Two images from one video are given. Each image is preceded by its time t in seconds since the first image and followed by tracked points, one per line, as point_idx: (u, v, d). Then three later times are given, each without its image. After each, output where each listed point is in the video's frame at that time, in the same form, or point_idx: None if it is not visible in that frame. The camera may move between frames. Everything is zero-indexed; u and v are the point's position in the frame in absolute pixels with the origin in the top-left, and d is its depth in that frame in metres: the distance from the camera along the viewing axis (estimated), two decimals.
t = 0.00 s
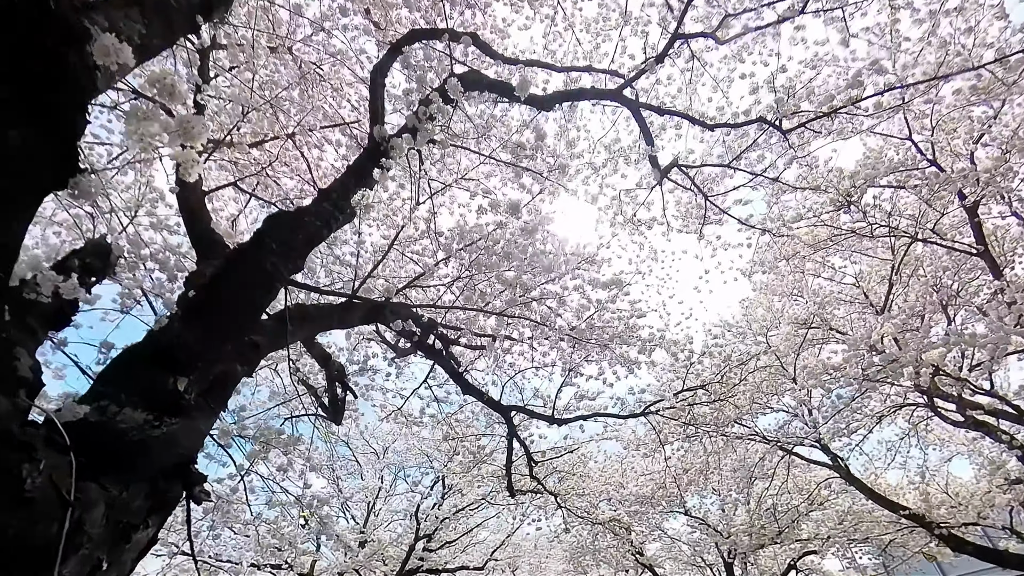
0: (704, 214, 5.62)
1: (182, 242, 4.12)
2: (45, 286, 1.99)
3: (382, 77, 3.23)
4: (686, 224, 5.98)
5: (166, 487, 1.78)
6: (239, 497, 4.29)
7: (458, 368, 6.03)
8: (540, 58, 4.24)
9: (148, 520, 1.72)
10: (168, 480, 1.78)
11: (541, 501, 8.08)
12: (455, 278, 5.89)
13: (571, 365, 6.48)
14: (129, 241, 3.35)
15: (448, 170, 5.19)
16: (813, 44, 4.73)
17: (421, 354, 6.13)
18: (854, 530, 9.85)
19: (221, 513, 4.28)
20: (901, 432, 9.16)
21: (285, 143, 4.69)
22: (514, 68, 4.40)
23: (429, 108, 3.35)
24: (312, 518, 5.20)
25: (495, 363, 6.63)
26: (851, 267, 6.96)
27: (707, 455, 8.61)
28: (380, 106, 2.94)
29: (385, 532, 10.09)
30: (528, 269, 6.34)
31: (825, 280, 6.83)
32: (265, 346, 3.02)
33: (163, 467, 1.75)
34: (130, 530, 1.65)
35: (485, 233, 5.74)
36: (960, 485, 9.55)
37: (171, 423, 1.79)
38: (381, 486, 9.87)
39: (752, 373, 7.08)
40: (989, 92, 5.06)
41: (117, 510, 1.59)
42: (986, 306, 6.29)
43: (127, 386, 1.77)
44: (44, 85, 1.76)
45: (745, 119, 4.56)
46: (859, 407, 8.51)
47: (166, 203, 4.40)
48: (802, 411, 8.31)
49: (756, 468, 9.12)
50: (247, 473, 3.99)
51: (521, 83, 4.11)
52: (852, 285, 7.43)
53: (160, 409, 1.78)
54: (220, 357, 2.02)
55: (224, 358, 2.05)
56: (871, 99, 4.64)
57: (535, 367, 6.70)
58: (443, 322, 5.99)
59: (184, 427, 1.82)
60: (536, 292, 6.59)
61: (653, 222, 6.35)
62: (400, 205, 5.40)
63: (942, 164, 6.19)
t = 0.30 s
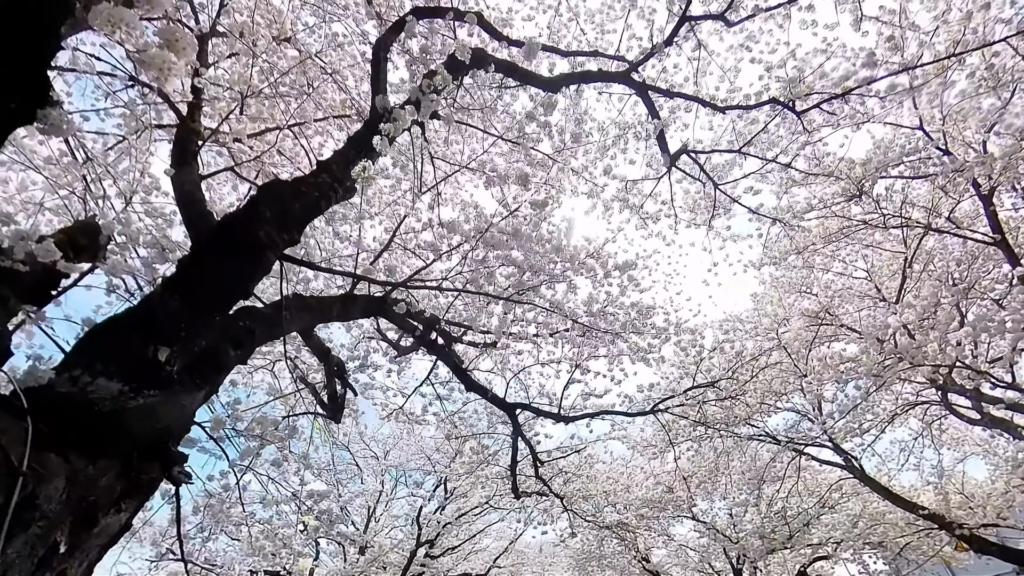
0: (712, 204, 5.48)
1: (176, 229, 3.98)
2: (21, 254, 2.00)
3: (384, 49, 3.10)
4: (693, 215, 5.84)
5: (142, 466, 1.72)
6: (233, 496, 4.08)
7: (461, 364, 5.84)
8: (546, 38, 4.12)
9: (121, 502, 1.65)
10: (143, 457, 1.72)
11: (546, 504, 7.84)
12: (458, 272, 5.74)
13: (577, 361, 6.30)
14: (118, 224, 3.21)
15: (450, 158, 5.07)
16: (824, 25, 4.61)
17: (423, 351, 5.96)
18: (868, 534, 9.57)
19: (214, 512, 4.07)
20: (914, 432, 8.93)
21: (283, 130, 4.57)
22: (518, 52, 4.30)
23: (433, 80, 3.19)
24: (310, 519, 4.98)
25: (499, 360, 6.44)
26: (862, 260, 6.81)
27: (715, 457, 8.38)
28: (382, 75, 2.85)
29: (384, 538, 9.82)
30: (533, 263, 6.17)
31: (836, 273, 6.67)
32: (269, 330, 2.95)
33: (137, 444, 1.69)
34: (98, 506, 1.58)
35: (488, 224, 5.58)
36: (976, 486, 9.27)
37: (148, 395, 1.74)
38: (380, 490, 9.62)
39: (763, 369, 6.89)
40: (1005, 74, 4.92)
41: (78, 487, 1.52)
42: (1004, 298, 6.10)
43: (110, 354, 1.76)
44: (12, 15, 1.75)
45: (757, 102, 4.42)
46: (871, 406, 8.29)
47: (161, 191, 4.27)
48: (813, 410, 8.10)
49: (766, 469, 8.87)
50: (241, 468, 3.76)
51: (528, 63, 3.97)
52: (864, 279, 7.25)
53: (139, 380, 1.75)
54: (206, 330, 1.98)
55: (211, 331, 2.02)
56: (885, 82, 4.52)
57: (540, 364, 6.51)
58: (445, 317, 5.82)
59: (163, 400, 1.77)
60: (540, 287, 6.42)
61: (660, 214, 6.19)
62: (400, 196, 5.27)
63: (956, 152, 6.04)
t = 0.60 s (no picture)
0: (723, 195, 5.33)
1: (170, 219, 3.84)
2: None
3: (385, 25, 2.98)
4: (703, 208, 5.69)
5: (104, 450, 1.58)
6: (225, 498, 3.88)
7: (463, 363, 5.65)
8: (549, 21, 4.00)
9: (79, 489, 1.52)
10: (106, 441, 1.58)
11: (552, 509, 7.59)
12: (460, 268, 5.59)
13: (584, 360, 6.10)
14: (106, 212, 3.08)
15: (453, 149, 4.93)
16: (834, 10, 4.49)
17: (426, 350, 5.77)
18: (883, 540, 9.28)
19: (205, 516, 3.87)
20: (929, 434, 8.69)
21: (282, 120, 4.44)
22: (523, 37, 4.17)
23: (437, 54, 2.99)
24: (306, 525, 4.76)
25: (503, 359, 6.25)
26: (875, 256, 6.64)
27: (725, 460, 8.14)
28: (382, 50, 2.74)
29: (384, 546, 9.54)
30: (537, 259, 6.00)
31: (848, 269, 6.49)
32: (264, 317, 2.81)
33: (99, 425, 1.56)
34: (53, 494, 1.44)
35: (493, 218, 5.42)
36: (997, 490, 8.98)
37: (115, 371, 1.61)
38: (381, 497, 9.37)
39: (775, 368, 6.69)
40: (1019, 59, 4.81)
41: (26, 469, 1.37)
42: None
43: (78, 326, 1.63)
44: None
45: (768, 86, 4.29)
46: (885, 407, 8.07)
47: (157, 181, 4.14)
48: (826, 411, 7.88)
49: (778, 472, 8.63)
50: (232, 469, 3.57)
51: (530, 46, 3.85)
52: (877, 275, 7.05)
53: (105, 356, 1.61)
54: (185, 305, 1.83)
55: (191, 306, 1.87)
56: (902, 66, 4.38)
57: (545, 363, 6.31)
58: (446, 314, 5.64)
59: (133, 378, 1.65)
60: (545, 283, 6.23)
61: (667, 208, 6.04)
62: (402, 188, 5.13)
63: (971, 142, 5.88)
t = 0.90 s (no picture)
0: (729, 186, 5.22)
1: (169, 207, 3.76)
2: None
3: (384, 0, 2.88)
4: (708, 200, 5.58)
5: (63, 420, 1.48)
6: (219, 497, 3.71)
7: (465, 359, 5.49)
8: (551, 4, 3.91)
9: (33, 462, 1.42)
10: (66, 410, 1.49)
11: (556, 513, 7.37)
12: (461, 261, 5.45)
13: (588, 356, 5.96)
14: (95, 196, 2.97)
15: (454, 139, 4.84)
16: None
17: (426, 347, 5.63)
18: (895, 544, 9.05)
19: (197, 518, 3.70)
20: (940, 434, 8.49)
21: (279, 109, 4.36)
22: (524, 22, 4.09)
23: (437, 29, 2.88)
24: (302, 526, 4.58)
25: (505, 356, 6.09)
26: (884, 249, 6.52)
27: (733, 462, 7.95)
28: (381, 23, 2.63)
29: (384, 552, 9.32)
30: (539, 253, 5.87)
31: (857, 263, 6.38)
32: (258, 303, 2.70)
33: (59, 391, 1.46)
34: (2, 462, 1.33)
35: (494, 211, 5.30)
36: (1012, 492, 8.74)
37: (81, 334, 1.51)
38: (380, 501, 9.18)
39: (784, 365, 6.52)
40: None
41: None
42: None
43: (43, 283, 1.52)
44: None
45: (775, 71, 4.19)
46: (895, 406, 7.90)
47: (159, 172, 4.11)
48: (835, 410, 7.71)
49: (786, 474, 8.41)
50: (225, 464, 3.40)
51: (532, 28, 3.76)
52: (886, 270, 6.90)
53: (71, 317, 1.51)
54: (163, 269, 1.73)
55: (170, 274, 1.76)
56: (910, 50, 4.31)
57: (548, 361, 6.15)
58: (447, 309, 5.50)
59: (98, 343, 1.54)
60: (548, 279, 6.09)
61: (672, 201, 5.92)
62: (402, 180, 5.02)
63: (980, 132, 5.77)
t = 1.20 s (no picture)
0: (736, 174, 5.09)
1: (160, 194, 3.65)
2: None
3: None
4: (714, 190, 5.44)
5: None
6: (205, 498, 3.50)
7: (464, 356, 5.31)
8: None
9: None
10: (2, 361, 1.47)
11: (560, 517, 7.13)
12: (461, 255, 5.29)
13: (592, 353, 5.77)
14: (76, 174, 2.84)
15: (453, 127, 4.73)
16: None
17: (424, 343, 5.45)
18: (909, 549, 8.78)
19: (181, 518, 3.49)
20: (952, 434, 8.29)
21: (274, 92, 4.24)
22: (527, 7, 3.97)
23: None
24: (297, 531, 4.37)
25: (506, 352, 5.92)
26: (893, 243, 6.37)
27: (741, 464, 7.74)
28: None
29: (384, 560, 9.07)
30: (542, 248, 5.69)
31: (866, 256, 6.23)
32: (246, 284, 2.56)
33: None
34: None
35: (496, 201, 5.10)
36: None
37: (24, 278, 1.55)
38: (378, 506, 8.96)
39: (794, 361, 6.31)
40: None
41: None
42: None
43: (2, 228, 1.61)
44: None
45: (784, 52, 4.09)
46: (907, 405, 7.69)
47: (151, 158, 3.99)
48: (845, 410, 7.52)
49: (798, 475, 8.17)
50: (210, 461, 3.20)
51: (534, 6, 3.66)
52: (897, 263, 6.73)
53: (20, 259, 1.57)
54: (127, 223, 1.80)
55: (133, 227, 1.81)
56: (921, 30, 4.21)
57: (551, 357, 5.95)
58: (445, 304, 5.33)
59: (42, 290, 1.55)
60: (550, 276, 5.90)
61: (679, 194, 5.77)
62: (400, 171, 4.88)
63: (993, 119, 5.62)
